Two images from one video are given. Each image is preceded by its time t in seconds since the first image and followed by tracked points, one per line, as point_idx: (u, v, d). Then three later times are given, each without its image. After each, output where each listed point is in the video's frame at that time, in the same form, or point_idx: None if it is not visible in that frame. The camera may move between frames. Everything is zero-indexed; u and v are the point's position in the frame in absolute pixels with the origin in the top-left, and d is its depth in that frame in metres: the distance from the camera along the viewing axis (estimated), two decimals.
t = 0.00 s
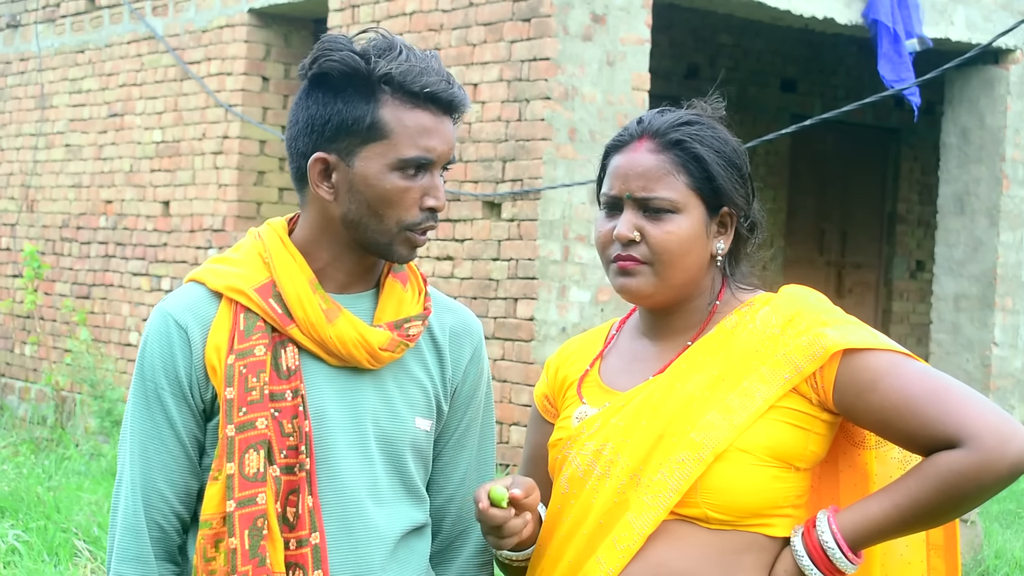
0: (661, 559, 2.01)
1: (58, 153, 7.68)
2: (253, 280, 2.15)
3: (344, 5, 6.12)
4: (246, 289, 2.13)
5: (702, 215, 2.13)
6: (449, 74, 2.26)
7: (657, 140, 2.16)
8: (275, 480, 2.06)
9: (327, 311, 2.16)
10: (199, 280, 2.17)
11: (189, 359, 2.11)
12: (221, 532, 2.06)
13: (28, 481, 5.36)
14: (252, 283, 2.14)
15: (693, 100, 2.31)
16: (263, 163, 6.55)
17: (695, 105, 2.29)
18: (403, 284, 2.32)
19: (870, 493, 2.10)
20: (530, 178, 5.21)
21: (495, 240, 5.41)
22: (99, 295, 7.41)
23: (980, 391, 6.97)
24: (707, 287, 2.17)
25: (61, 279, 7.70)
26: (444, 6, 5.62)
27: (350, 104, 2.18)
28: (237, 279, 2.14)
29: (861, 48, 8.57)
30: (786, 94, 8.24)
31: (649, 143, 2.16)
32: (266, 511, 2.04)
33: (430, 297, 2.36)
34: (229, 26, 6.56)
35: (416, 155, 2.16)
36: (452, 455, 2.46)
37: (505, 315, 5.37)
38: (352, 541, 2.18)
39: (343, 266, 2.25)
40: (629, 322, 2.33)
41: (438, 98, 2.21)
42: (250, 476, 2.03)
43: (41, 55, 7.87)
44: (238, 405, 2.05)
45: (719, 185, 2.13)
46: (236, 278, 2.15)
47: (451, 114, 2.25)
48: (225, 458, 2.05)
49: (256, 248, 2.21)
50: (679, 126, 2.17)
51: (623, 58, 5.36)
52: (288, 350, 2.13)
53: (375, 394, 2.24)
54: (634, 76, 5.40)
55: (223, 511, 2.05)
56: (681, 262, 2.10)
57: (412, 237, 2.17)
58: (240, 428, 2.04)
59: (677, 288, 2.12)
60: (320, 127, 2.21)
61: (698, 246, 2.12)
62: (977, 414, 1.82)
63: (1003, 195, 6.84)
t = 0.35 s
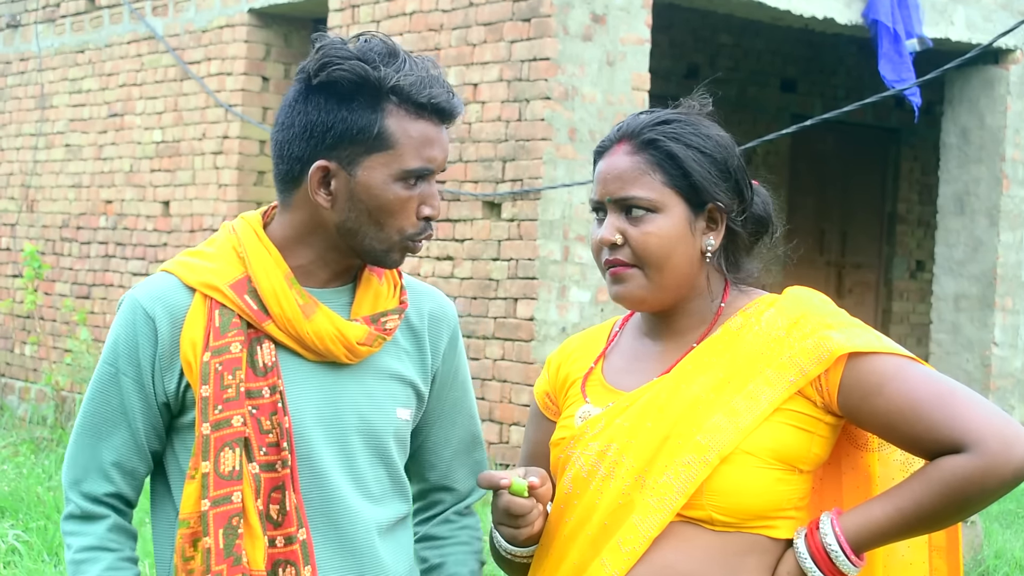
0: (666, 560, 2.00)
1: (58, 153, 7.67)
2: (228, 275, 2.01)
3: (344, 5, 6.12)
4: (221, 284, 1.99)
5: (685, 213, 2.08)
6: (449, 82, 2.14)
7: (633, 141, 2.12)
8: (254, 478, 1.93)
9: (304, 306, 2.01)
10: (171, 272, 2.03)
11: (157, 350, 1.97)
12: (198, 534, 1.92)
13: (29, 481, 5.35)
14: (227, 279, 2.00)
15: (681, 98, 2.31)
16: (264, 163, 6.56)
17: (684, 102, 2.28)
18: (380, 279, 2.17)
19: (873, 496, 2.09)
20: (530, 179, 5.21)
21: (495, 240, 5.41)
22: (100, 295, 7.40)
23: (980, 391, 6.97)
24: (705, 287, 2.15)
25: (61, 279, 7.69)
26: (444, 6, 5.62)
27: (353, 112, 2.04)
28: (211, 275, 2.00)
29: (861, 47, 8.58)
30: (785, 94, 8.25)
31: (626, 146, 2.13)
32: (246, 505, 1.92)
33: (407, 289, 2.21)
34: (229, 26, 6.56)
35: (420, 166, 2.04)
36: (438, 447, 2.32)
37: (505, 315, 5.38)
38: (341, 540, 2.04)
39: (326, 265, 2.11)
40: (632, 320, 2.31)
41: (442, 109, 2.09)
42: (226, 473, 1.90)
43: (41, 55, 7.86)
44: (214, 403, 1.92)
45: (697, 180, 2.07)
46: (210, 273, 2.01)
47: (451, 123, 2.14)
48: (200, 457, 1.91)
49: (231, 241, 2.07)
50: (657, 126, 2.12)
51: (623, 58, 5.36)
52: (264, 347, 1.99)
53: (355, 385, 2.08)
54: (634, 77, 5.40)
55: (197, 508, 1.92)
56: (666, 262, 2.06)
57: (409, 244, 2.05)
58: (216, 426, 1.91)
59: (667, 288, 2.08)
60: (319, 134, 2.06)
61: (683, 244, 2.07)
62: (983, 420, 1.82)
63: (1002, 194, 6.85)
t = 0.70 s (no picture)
0: (662, 560, 1.99)
1: (58, 153, 7.68)
2: (183, 265, 1.88)
3: (344, 5, 6.13)
4: (176, 273, 1.86)
5: (676, 213, 2.07)
6: (409, 69, 2.04)
7: (623, 142, 2.12)
8: (213, 472, 1.81)
9: (262, 296, 1.89)
10: (124, 260, 1.90)
11: (113, 337, 1.83)
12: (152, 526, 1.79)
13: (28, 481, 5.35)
14: (183, 268, 1.87)
15: (672, 97, 2.34)
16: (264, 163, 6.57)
17: (675, 100, 2.32)
18: (337, 270, 2.06)
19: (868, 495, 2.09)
20: (530, 178, 5.21)
21: (495, 240, 5.41)
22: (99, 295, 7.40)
23: (980, 391, 6.97)
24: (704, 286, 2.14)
25: (61, 279, 7.69)
26: (444, 6, 5.62)
27: (317, 98, 1.92)
28: (165, 264, 1.87)
29: (862, 47, 8.58)
30: (786, 94, 8.25)
31: (616, 147, 2.13)
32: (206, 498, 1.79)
33: (363, 281, 2.09)
34: (229, 26, 6.56)
35: (383, 154, 1.94)
36: (393, 447, 2.15)
37: (505, 315, 5.38)
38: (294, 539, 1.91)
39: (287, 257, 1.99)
40: (629, 320, 2.31)
41: (404, 98, 1.99)
42: (185, 467, 1.78)
43: (41, 55, 7.87)
44: (172, 395, 1.79)
45: (687, 181, 2.07)
46: (165, 262, 1.88)
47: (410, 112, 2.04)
48: (158, 450, 1.78)
49: (185, 231, 1.93)
50: (646, 127, 2.12)
51: (623, 58, 5.35)
52: (221, 337, 1.87)
53: (310, 379, 1.97)
54: (634, 76, 5.39)
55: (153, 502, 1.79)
56: (657, 261, 2.05)
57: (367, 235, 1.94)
58: (175, 418, 1.79)
59: (659, 288, 2.07)
60: (279, 121, 1.93)
61: (675, 244, 2.06)
62: (982, 420, 1.81)
63: (1002, 194, 6.84)
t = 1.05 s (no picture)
0: (658, 560, 1.99)
1: (58, 153, 7.68)
2: (135, 253, 1.81)
3: (344, 5, 6.14)
4: (128, 262, 1.79)
5: (674, 216, 2.07)
6: (363, 53, 2.01)
7: (621, 145, 2.11)
8: (143, 465, 1.72)
9: (218, 285, 1.84)
10: (73, 246, 1.82)
11: (48, 315, 1.75)
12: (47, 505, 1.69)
13: (28, 481, 5.34)
14: (135, 257, 1.81)
15: (670, 98, 2.34)
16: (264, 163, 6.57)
17: (674, 101, 2.32)
18: (291, 257, 2.02)
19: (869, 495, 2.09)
20: (530, 178, 5.21)
21: (495, 240, 5.41)
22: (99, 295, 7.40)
23: (980, 391, 6.96)
24: (699, 287, 2.14)
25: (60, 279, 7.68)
26: (444, 6, 5.63)
27: (272, 83, 1.88)
28: (117, 252, 1.80)
29: (862, 48, 8.58)
30: (786, 94, 8.25)
31: (614, 150, 2.11)
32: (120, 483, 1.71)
33: (319, 269, 2.06)
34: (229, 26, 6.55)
35: (340, 140, 1.91)
36: (353, 426, 2.17)
37: (505, 316, 5.38)
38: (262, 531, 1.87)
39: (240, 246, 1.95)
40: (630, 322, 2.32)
41: (360, 82, 1.96)
42: (100, 458, 1.68)
43: (41, 55, 7.87)
44: (114, 383, 1.71)
45: (685, 185, 2.06)
46: (117, 250, 1.81)
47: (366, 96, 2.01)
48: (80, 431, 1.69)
49: (137, 218, 1.88)
50: (644, 130, 2.11)
51: (623, 58, 5.35)
52: (174, 329, 1.81)
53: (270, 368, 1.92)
54: (634, 76, 5.39)
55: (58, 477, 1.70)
56: (655, 265, 2.05)
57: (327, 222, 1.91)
58: (109, 406, 1.70)
59: (657, 293, 2.07)
60: (234, 105, 1.88)
61: (673, 247, 2.06)
62: (978, 420, 1.80)
63: (1002, 194, 6.84)
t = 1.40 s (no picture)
0: (659, 561, 1.99)
1: (58, 153, 7.68)
2: (105, 256, 1.80)
3: (344, 5, 6.15)
4: (97, 265, 1.78)
5: (673, 217, 2.06)
6: (316, 38, 2.02)
7: (619, 146, 2.11)
8: (126, 473, 1.74)
9: (190, 285, 1.83)
10: (42, 254, 1.81)
11: (27, 328, 1.74)
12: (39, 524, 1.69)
13: (28, 481, 5.34)
14: (105, 259, 1.80)
15: (670, 98, 2.34)
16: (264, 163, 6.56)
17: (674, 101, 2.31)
18: (259, 253, 2.01)
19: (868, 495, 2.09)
20: (530, 178, 5.22)
21: (495, 240, 5.41)
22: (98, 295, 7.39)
23: (980, 392, 6.96)
24: (697, 287, 2.13)
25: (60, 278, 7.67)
26: (444, 6, 5.63)
27: (227, 68, 1.88)
28: (85, 256, 1.79)
29: (861, 48, 8.58)
30: (786, 94, 8.25)
31: (613, 151, 2.12)
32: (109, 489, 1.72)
33: (287, 265, 2.06)
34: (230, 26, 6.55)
35: (298, 124, 1.91)
36: (315, 430, 2.11)
37: (505, 316, 5.38)
38: (240, 534, 1.88)
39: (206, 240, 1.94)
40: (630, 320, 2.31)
41: (317, 67, 1.97)
42: (88, 468, 1.69)
43: (41, 55, 7.87)
44: (94, 390, 1.71)
45: (684, 186, 2.06)
46: (86, 254, 1.80)
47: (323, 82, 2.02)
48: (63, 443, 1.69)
49: (103, 221, 1.86)
50: (643, 130, 2.11)
51: (623, 57, 5.34)
52: (146, 332, 1.80)
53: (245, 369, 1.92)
54: (634, 76, 5.38)
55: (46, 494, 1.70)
56: (654, 266, 2.05)
57: (286, 209, 1.90)
58: (91, 415, 1.70)
59: (655, 294, 2.07)
60: (190, 91, 1.88)
61: (672, 248, 2.06)
62: (979, 420, 1.80)
63: (1002, 194, 6.84)
